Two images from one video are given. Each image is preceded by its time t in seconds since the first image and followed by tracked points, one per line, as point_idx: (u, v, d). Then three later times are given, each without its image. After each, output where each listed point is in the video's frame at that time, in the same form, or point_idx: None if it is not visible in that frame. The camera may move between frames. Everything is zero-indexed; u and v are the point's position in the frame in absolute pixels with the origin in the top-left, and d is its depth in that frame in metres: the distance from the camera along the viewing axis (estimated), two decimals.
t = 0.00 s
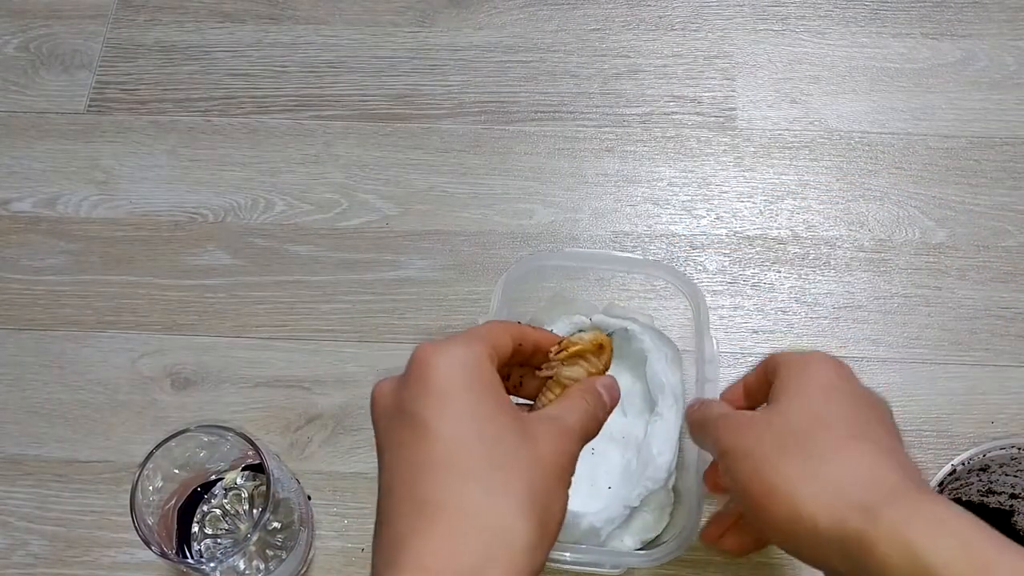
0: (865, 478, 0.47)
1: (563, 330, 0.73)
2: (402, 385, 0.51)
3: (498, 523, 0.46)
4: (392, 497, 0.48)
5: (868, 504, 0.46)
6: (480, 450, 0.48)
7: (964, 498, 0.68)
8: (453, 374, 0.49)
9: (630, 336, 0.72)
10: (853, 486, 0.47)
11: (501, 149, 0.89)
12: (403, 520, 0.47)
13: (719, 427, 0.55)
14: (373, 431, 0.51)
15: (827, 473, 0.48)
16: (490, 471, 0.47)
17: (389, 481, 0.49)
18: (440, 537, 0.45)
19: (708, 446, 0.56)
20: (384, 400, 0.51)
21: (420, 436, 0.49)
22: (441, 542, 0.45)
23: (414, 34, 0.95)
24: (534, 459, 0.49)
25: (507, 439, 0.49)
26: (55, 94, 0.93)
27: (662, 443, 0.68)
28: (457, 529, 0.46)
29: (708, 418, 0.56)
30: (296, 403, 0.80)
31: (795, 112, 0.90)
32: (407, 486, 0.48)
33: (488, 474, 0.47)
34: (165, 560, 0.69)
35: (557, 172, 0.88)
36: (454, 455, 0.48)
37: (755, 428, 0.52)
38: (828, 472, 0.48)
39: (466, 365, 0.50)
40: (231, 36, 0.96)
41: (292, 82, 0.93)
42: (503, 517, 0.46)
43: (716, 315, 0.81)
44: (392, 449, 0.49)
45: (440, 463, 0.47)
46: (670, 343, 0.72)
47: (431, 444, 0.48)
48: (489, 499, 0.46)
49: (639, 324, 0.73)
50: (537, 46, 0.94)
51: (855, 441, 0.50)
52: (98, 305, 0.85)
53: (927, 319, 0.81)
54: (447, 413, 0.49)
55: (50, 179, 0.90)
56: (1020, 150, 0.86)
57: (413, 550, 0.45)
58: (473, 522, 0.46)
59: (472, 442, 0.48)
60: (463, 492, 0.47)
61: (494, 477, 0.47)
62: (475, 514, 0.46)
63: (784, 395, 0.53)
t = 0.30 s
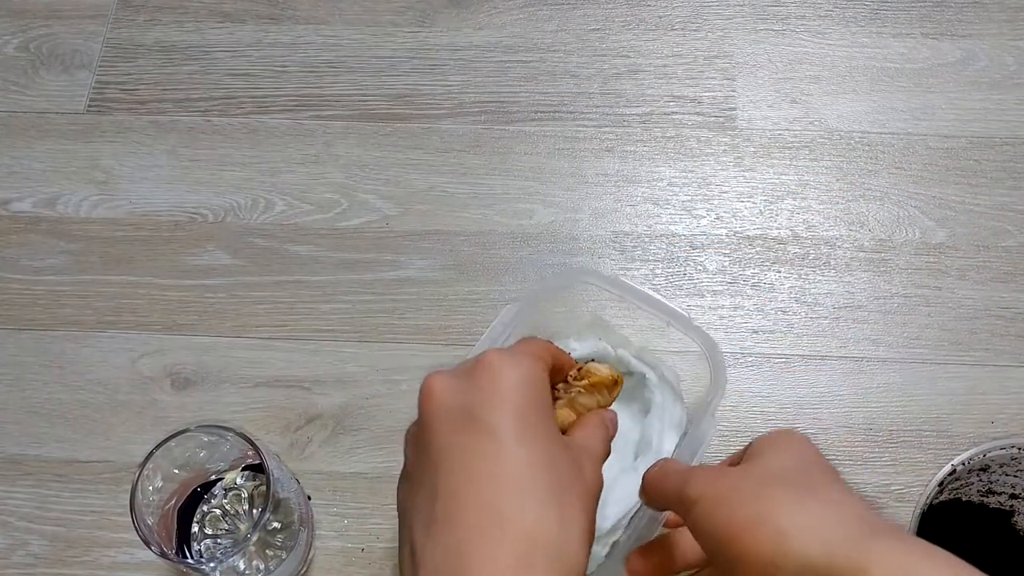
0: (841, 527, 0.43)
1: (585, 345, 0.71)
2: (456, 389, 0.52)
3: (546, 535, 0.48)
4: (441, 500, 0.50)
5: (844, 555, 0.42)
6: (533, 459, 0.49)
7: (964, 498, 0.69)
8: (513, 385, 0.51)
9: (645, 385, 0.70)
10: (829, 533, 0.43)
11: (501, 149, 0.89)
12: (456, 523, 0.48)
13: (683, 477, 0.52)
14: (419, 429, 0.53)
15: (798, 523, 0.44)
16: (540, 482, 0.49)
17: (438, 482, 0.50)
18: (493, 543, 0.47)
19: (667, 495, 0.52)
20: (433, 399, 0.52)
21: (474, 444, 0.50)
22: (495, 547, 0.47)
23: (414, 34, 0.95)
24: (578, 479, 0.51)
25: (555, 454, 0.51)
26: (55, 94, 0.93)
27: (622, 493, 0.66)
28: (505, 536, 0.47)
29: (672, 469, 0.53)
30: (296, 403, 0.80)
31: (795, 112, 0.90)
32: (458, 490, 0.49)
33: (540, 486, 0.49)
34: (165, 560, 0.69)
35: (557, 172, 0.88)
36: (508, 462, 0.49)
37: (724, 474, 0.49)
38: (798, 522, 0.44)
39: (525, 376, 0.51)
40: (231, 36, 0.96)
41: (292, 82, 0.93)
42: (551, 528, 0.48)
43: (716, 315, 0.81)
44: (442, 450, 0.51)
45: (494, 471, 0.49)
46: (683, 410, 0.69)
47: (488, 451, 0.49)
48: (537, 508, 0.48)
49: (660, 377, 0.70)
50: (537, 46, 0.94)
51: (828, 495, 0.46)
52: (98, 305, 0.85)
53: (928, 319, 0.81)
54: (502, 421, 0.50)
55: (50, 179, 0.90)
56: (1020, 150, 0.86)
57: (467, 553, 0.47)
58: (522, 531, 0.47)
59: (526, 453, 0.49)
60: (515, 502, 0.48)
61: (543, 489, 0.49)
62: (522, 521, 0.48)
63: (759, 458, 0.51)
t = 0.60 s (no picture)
0: (841, 540, 0.44)
1: (591, 358, 0.69)
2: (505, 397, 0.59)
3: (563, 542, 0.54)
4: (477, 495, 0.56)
5: (846, 567, 0.43)
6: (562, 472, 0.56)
7: (964, 498, 0.68)
8: (554, 402, 0.58)
9: (646, 407, 0.69)
10: (829, 548, 0.44)
11: (501, 149, 0.89)
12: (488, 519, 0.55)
13: (682, 491, 0.53)
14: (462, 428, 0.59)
15: (799, 536, 0.45)
16: (565, 493, 0.56)
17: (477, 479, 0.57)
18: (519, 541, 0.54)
19: (665, 507, 0.53)
20: (484, 401, 0.59)
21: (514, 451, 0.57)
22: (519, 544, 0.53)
23: (414, 34, 0.95)
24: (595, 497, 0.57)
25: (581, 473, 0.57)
26: (55, 94, 0.93)
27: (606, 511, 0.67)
28: (534, 543, 0.54)
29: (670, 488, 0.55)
30: (296, 403, 0.80)
31: (795, 113, 0.90)
32: (496, 489, 0.56)
33: (563, 495, 0.56)
34: (165, 560, 0.69)
35: (557, 172, 0.88)
36: (542, 471, 0.56)
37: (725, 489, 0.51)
38: (798, 535, 0.45)
39: (568, 395, 0.58)
40: (231, 36, 0.96)
41: (291, 82, 0.93)
42: (567, 535, 0.55)
43: (716, 315, 0.81)
44: (486, 454, 0.57)
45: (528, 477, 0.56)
46: (683, 437, 0.68)
47: (527, 460, 0.56)
48: (560, 516, 0.55)
49: (662, 401, 0.68)
50: (537, 46, 0.94)
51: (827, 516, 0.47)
52: (98, 305, 0.85)
53: (928, 318, 0.81)
54: (541, 434, 0.57)
55: (49, 179, 0.90)
56: (1020, 150, 0.87)
57: (495, 546, 0.53)
58: (545, 535, 0.54)
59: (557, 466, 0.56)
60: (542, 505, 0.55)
61: (567, 500, 0.55)
62: (550, 531, 0.54)
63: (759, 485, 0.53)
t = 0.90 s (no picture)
0: (841, 540, 0.44)
1: (592, 359, 0.69)
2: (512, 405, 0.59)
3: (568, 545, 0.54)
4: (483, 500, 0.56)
5: (846, 567, 0.43)
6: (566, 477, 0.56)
7: (963, 498, 0.68)
8: (562, 411, 0.59)
9: (646, 407, 0.69)
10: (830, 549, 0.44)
11: (501, 149, 0.89)
12: (495, 523, 0.55)
13: (683, 492, 0.53)
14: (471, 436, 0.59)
15: (799, 537, 0.45)
16: (571, 498, 0.56)
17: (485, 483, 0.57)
18: (525, 544, 0.53)
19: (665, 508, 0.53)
20: (493, 411, 0.59)
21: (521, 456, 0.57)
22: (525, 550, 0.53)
23: (414, 34, 0.95)
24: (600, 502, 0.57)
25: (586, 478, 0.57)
26: (55, 94, 0.93)
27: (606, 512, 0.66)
28: (540, 548, 0.54)
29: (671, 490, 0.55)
30: (296, 403, 0.80)
31: (795, 113, 0.90)
32: (506, 496, 0.56)
33: (569, 501, 0.55)
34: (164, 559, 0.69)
35: (557, 172, 0.88)
36: (549, 478, 0.56)
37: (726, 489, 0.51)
38: (798, 536, 0.45)
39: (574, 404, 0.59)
40: (231, 36, 0.96)
41: (291, 82, 0.93)
42: (574, 543, 0.54)
43: (716, 315, 0.81)
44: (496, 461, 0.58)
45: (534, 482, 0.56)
46: (683, 437, 0.68)
47: (537, 468, 0.56)
48: (565, 520, 0.55)
49: (662, 401, 0.68)
50: (537, 46, 0.94)
51: (827, 517, 0.47)
52: (98, 305, 0.85)
53: (929, 318, 0.81)
54: (548, 441, 0.58)
55: (49, 179, 0.90)
56: (1020, 150, 0.87)
57: (501, 549, 0.54)
58: (551, 539, 0.54)
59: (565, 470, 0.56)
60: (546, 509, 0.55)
61: (575, 508, 0.56)
62: (556, 537, 0.54)
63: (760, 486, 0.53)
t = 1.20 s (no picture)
0: (841, 542, 0.45)
1: (592, 359, 0.69)
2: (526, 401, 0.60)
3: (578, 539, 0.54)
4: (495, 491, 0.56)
5: (848, 568, 0.43)
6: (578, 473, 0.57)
7: (963, 498, 0.68)
8: (574, 408, 0.59)
9: (646, 407, 0.68)
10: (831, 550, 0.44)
11: (501, 148, 0.89)
12: (506, 514, 0.55)
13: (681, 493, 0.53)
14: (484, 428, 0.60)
15: (799, 539, 0.46)
16: (582, 494, 0.56)
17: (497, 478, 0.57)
18: (537, 536, 0.53)
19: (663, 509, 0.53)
20: (507, 404, 0.60)
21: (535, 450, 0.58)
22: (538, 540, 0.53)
23: (414, 34, 0.95)
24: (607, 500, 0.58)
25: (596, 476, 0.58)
26: (54, 94, 0.93)
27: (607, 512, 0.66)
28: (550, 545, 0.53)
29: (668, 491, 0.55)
30: (296, 403, 0.80)
31: (795, 112, 0.90)
32: (518, 489, 0.56)
33: (581, 496, 0.56)
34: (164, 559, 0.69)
35: (557, 172, 0.88)
36: (561, 475, 0.56)
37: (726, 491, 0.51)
38: (799, 538, 0.46)
39: (586, 403, 0.60)
40: (231, 36, 0.96)
41: (291, 82, 0.93)
42: (584, 542, 0.54)
43: (716, 315, 0.81)
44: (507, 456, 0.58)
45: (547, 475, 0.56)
46: (683, 437, 0.68)
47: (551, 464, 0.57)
48: (576, 514, 0.55)
49: (662, 401, 0.68)
50: (537, 46, 0.94)
51: (827, 518, 0.48)
52: (98, 305, 0.85)
53: (929, 318, 0.81)
54: (559, 438, 0.58)
55: (49, 179, 0.90)
56: (1020, 150, 0.87)
57: (513, 540, 0.53)
58: (561, 534, 0.54)
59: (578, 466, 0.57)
60: (558, 503, 0.55)
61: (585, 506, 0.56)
62: (566, 533, 0.54)
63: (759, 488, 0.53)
